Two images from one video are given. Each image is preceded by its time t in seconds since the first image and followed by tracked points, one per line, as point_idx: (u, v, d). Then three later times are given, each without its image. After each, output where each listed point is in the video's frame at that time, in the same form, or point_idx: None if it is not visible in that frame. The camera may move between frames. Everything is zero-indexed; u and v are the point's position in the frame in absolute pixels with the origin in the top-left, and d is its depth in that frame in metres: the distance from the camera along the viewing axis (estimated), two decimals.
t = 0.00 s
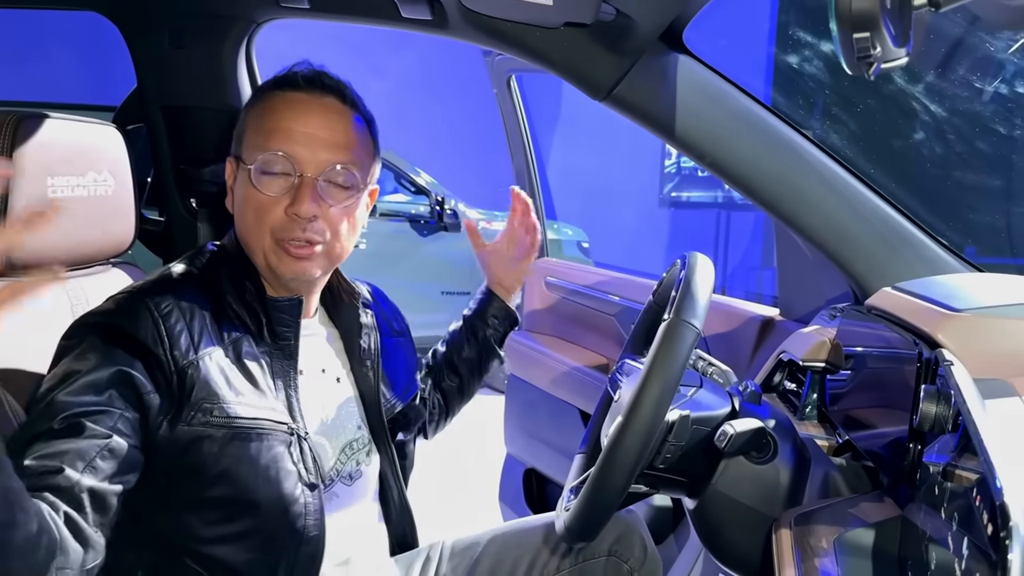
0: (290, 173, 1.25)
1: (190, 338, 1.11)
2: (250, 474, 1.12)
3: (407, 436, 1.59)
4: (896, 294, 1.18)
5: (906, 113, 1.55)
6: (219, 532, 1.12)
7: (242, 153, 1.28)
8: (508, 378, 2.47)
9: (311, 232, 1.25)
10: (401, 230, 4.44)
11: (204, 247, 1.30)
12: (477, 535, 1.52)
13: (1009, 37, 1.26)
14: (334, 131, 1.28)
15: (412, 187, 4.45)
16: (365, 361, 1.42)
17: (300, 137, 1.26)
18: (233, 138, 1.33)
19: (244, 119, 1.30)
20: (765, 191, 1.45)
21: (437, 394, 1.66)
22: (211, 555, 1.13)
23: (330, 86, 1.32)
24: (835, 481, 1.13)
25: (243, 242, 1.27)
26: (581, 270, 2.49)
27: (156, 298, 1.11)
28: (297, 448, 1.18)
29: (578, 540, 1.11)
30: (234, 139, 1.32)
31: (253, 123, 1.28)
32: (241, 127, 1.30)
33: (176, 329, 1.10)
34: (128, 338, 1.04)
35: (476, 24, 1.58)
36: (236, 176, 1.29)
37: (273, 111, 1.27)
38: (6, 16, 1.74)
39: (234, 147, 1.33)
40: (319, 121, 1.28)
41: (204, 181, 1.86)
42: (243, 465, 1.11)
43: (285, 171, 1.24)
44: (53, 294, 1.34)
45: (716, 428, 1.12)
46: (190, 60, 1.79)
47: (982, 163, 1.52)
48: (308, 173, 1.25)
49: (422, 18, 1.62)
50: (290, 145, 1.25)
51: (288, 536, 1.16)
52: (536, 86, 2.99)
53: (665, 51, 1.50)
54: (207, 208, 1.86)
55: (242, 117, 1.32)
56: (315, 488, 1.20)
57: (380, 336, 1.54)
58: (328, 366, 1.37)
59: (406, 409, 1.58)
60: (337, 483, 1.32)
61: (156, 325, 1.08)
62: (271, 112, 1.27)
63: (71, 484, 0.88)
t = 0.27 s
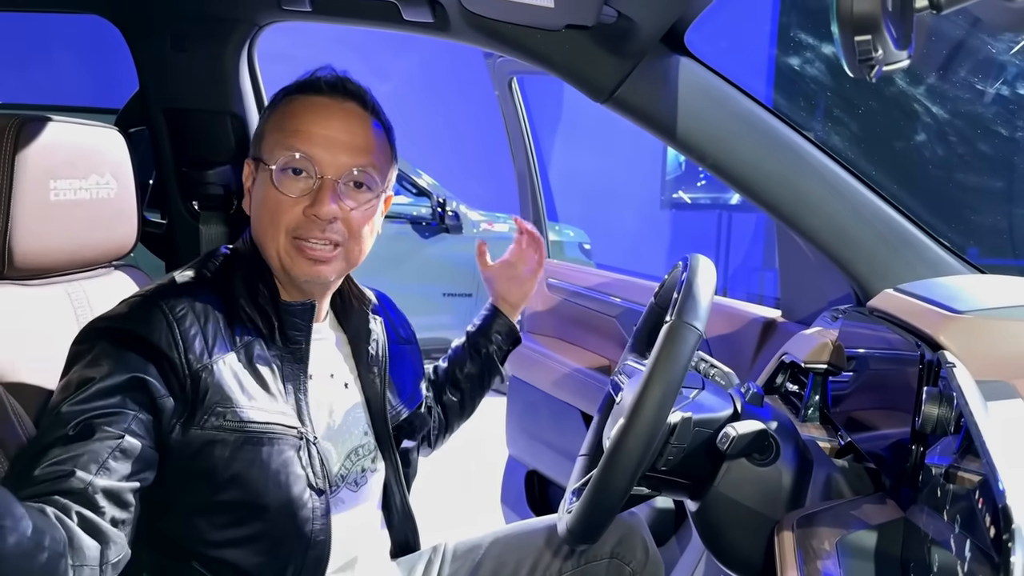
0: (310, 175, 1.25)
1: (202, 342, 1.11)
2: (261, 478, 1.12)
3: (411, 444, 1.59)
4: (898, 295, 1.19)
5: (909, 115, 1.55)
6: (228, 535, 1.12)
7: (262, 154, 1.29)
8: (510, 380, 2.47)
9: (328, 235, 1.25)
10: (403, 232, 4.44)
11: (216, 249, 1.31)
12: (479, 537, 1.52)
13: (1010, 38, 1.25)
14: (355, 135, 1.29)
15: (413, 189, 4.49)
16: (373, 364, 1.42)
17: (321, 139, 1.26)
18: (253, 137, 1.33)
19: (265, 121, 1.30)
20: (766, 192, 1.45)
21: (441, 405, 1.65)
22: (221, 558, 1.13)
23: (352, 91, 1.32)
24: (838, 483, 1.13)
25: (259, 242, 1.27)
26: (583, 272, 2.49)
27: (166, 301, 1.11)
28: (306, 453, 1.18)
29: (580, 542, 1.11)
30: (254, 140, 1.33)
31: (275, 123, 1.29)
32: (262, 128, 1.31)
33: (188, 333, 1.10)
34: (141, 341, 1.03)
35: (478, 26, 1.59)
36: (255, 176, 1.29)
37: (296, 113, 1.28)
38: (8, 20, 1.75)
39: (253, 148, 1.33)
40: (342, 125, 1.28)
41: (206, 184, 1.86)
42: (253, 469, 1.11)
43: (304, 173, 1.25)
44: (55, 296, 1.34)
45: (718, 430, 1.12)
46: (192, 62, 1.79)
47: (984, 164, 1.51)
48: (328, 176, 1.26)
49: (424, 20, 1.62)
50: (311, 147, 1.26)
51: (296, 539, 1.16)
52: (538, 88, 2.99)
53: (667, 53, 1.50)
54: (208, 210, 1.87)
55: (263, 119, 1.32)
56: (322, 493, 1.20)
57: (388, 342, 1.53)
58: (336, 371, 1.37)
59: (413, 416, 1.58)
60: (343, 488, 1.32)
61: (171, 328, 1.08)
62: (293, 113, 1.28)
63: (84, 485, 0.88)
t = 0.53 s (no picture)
0: (308, 175, 1.25)
1: (200, 343, 1.11)
2: (257, 478, 1.12)
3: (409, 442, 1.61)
4: (899, 296, 1.19)
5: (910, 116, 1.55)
6: (225, 536, 1.13)
7: (261, 156, 1.29)
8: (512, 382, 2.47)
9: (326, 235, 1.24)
10: (404, 233, 4.44)
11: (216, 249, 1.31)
12: (480, 539, 1.51)
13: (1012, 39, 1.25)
14: (354, 136, 1.29)
15: (415, 190, 4.50)
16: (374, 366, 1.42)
17: (319, 140, 1.27)
18: (252, 140, 1.34)
19: (264, 123, 1.32)
20: (767, 193, 1.45)
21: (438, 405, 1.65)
22: (218, 559, 1.13)
23: (350, 94, 1.33)
24: (839, 485, 1.13)
25: (257, 242, 1.27)
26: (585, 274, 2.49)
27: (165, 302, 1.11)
28: (305, 454, 1.18)
29: (580, 544, 1.11)
30: (253, 143, 1.34)
31: (274, 126, 1.30)
32: (261, 131, 1.32)
33: (187, 333, 1.10)
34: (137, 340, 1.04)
35: (479, 27, 1.59)
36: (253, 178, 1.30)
37: (295, 115, 1.29)
38: (10, 22, 1.75)
39: (252, 151, 1.34)
40: (340, 127, 1.29)
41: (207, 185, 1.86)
42: (250, 469, 1.12)
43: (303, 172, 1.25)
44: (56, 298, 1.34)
45: (720, 432, 1.12)
46: (193, 64, 1.79)
47: (986, 166, 1.50)
48: (326, 176, 1.26)
49: (425, 22, 1.62)
50: (310, 148, 1.26)
51: (294, 540, 1.17)
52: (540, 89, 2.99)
53: (668, 53, 1.50)
54: (209, 212, 1.87)
55: (262, 122, 1.33)
56: (321, 494, 1.20)
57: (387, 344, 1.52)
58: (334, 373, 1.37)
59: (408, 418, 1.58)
60: (340, 489, 1.32)
61: (168, 328, 1.09)
62: (291, 115, 1.29)
63: (78, 490, 0.86)
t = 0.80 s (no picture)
0: (312, 179, 1.26)
1: (206, 347, 1.11)
2: (265, 483, 1.12)
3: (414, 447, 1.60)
4: (898, 298, 1.19)
5: (909, 118, 1.55)
6: (233, 539, 1.12)
7: (265, 157, 1.29)
8: (512, 383, 2.47)
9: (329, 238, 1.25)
10: (405, 234, 4.44)
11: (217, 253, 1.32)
12: (481, 541, 1.51)
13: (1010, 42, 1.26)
14: (358, 139, 1.29)
15: (417, 191, 4.46)
16: (374, 366, 1.42)
17: (323, 144, 1.26)
18: (257, 142, 1.34)
19: (268, 124, 1.31)
20: (768, 195, 1.45)
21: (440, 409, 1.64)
22: (226, 561, 1.13)
23: (354, 95, 1.32)
24: (838, 486, 1.13)
25: (261, 245, 1.28)
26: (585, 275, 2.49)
27: (170, 307, 1.11)
28: (309, 456, 1.19)
29: (581, 546, 1.11)
30: (257, 144, 1.33)
31: (278, 128, 1.29)
32: (265, 132, 1.31)
33: (192, 337, 1.10)
34: (144, 346, 1.04)
35: (479, 30, 1.59)
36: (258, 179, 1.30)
37: (298, 117, 1.28)
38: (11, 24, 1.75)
39: (256, 152, 1.34)
40: (344, 129, 1.28)
41: (208, 187, 1.86)
42: (258, 474, 1.11)
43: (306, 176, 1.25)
44: (57, 300, 1.34)
45: (719, 433, 1.12)
46: (194, 66, 1.80)
47: (985, 167, 1.52)
48: (330, 179, 1.26)
49: (425, 24, 1.62)
50: (313, 151, 1.26)
51: (300, 543, 1.17)
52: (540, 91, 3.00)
53: (668, 56, 1.51)
54: (210, 213, 1.87)
55: (267, 122, 1.32)
56: (324, 496, 1.20)
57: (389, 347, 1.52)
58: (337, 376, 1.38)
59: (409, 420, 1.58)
60: (345, 493, 1.32)
61: (175, 333, 1.08)
62: (296, 117, 1.28)
63: (105, 493, 0.88)
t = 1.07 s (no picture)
0: (305, 173, 1.26)
1: (202, 345, 1.11)
2: (261, 481, 1.12)
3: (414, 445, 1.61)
4: (898, 300, 1.19)
5: (909, 120, 1.55)
6: (228, 538, 1.12)
7: (258, 155, 1.30)
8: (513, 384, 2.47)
9: (323, 232, 1.25)
10: (406, 236, 4.43)
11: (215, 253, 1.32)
12: (480, 542, 1.51)
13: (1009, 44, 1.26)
14: (349, 133, 1.30)
15: (416, 194, 4.50)
16: (374, 367, 1.42)
17: (315, 139, 1.27)
18: (250, 141, 1.34)
19: (261, 123, 1.32)
20: (767, 196, 1.45)
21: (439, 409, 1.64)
22: (218, 561, 1.13)
23: (346, 93, 1.33)
24: (838, 489, 1.12)
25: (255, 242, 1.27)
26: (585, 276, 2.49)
27: (168, 305, 1.12)
28: (305, 455, 1.19)
29: (580, 547, 1.11)
30: (251, 144, 1.34)
31: (271, 126, 1.30)
32: (258, 131, 1.32)
33: (188, 336, 1.10)
34: (140, 343, 1.04)
35: (479, 31, 1.59)
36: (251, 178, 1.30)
37: (290, 114, 1.29)
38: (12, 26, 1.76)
39: (250, 152, 1.34)
40: (335, 124, 1.29)
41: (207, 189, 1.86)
42: (253, 472, 1.11)
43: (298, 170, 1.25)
44: (56, 301, 1.34)
45: (718, 436, 1.12)
46: (194, 67, 1.80)
47: (985, 169, 1.53)
48: (322, 173, 1.27)
49: (426, 25, 1.62)
50: (305, 145, 1.27)
51: (295, 543, 1.16)
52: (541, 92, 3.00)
53: (668, 57, 1.51)
54: (210, 215, 1.87)
55: (259, 122, 1.33)
56: (320, 496, 1.20)
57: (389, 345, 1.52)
58: (337, 373, 1.38)
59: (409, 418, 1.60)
60: (344, 491, 1.32)
61: (170, 331, 1.08)
62: (288, 115, 1.29)
63: (96, 495, 0.88)
